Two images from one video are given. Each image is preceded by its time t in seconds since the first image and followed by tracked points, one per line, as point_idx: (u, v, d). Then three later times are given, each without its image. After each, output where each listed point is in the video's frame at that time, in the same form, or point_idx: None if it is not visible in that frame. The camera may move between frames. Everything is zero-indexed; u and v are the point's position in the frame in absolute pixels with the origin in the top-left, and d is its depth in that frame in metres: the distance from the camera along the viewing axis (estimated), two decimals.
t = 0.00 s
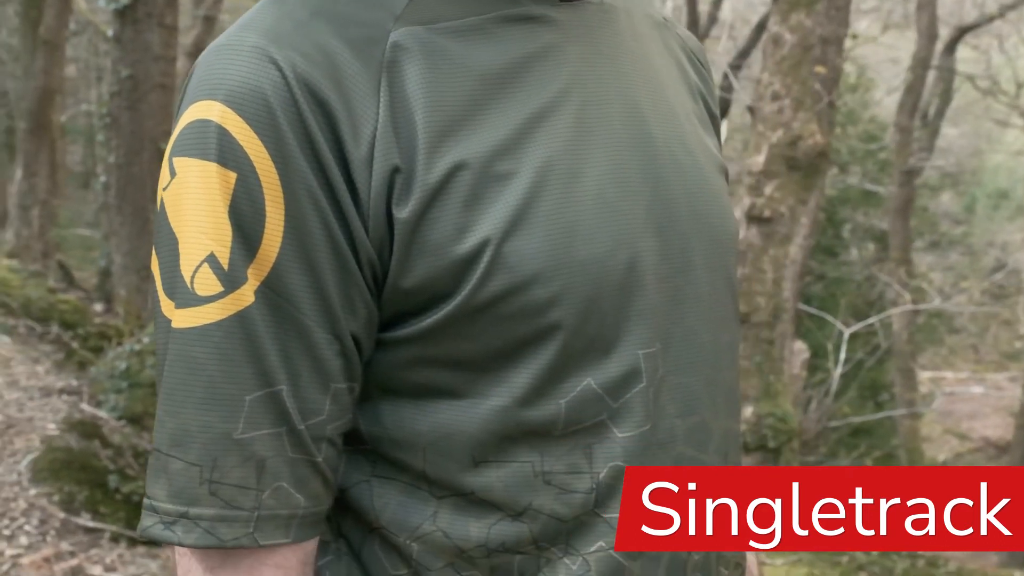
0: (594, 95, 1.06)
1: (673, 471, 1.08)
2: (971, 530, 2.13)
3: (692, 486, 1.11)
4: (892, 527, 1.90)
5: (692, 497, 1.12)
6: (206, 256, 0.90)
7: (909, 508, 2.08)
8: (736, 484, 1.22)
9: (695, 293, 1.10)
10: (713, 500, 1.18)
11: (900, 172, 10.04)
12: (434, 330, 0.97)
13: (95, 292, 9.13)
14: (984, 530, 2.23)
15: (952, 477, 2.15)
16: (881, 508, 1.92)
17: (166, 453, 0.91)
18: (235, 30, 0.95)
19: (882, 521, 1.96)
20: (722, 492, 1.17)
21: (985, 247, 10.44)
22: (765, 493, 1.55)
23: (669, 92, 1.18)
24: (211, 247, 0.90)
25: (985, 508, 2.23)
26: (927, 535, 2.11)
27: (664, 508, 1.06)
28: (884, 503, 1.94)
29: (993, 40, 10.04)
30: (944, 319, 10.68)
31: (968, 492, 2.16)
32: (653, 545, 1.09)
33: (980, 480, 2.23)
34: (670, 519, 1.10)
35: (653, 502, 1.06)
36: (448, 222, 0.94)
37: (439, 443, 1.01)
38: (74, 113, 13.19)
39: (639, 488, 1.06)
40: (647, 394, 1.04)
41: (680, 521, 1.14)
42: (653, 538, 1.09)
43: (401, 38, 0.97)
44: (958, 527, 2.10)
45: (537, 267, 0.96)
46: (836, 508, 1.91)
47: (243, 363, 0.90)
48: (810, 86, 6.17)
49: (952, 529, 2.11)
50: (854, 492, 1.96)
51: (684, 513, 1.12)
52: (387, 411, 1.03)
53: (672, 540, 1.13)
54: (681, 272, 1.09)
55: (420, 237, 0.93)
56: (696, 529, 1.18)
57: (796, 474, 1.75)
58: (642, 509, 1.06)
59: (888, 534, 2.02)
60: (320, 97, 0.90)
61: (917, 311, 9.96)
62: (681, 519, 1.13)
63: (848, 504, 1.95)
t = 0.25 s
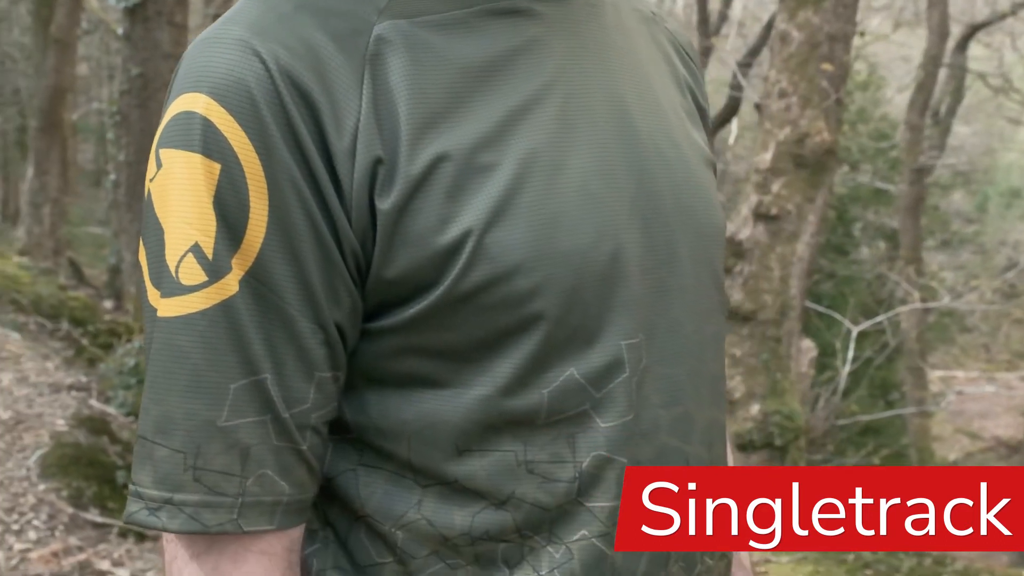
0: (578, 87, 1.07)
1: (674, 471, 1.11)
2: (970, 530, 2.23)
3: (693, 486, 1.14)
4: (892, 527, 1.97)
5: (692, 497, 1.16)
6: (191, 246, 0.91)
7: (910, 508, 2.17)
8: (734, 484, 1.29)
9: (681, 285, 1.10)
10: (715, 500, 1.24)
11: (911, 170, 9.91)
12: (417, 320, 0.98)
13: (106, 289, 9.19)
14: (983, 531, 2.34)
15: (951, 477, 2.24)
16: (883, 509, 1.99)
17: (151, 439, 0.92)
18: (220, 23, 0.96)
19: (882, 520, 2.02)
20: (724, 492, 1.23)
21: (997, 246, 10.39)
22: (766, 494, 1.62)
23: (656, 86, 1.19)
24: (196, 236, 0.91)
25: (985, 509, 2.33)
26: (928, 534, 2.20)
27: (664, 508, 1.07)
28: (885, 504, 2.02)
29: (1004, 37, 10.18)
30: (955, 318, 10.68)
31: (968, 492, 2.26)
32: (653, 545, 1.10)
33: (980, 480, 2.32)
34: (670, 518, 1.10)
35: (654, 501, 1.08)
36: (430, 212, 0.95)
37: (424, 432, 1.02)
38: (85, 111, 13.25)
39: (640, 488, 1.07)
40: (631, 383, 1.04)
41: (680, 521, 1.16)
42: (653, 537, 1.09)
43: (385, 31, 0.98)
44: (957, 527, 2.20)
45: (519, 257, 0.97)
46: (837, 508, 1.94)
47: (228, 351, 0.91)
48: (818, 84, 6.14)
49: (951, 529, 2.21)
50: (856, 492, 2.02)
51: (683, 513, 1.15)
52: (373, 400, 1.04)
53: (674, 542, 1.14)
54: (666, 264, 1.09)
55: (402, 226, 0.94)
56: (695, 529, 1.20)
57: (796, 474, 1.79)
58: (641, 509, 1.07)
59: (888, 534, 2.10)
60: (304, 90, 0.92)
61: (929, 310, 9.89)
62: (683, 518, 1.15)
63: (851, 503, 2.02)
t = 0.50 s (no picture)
0: (566, 79, 1.08)
1: (674, 472, 1.14)
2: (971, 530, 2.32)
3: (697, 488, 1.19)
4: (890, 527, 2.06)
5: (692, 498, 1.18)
6: (180, 235, 0.93)
7: (910, 508, 2.27)
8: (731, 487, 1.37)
9: (668, 275, 1.11)
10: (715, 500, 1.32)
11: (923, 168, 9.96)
12: (404, 308, 0.99)
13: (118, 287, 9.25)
14: (983, 530, 2.43)
15: (953, 480, 2.33)
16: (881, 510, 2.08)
17: (140, 425, 0.93)
18: (208, 15, 0.97)
19: (883, 521, 2.13)
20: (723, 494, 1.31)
21: (1010, 244, 10.33)
22: (766, 494, 1.68)
23: (645, 79, 1.20)
24: (184, 225, 0.92)
25: (985, 509, 2.42)
26: (928, 534, 2.31)
27: (664, 508, 1.09)
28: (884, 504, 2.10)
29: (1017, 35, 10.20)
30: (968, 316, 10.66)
31: (968, 493, 2.36)
32: (652, 545, 1.13)
33: (980, 481, 2.41)
34: (670, 518, 1.13)
35: (654, 501, 1.10)
36: (416, 202, 0.96)
37: (412, 420, 1.03)
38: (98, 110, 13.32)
39: (640, 488, 1.09)
40: (617, 372, 1.05)
41: (680, 520, 1.20)
42: (652, 538, 1.12)
43: (372, 23, 0.99)
44: (957, 527, 2.30)
45: (504, 247, 0.98)
46: (837, 508, 2.03)
47: (216, 338, 0.92)
48: (827, 81, 6.12)
49: (952, 529, 2.30)
50: (856, 492, 2.11)
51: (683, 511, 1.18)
52: (361, 388, 1.05)
53: (672, 540, 1.17)
54: (653, 255, 1.10)
55: (389, 215, 0.95)
56: (695, 529, 1.26)
57: (796, 475, 1.88)
58: (641, 509, 1.09)
59: (888, 533, 2.19)
60: (289, 80, 0.93)
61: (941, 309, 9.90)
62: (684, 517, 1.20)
63: (852, 503, 2.11)
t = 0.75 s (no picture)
0: (553, 71, 1.10)
1: (672, 472, 1.17)
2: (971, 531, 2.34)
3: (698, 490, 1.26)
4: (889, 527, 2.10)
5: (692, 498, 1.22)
6: (171, 224, 0.94)
7: (910, 508, 2.31)
8: (730, 487, 1.47)
9: (655, 266, 1.13)
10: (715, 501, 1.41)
11: (936, 166, 9.86)
12: (392, 297, 1.01)
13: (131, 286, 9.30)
14: (983, 530, 2.44)
15: (953, 479, 2.36)
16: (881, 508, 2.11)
17: (131, 411, 0.95)
18: (199, 9, 0.99)
19: (884, 522, 2.18)
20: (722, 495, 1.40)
21: None
22: (765, 495, 1.74)
23: (635, 71, 1.21)
24: (175, 215, 0.94)
25: (984, 509, 2.44)
26: (927, 534, 2.35)
27: (664, 508, 1.13)
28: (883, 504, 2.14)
29: None
30: (983, 315, 10.62)
31: (968, 493, 2.38)
32: (653, 545, 1.16)
33: (979, 481, 2.43)
34: (670, 519, 1.17)
35: (654, 501, 1.13)
36: (403, 192, 0.98)
37: (401, 407, 1.05)
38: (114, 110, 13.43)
39: (640, 489, 1.12)
40: (603, 360, 1.06)
41: (681, 521, 1.24)
42: (653, 538, 1.16)
43: (360, 16, 1.01)
44: (957, 528, 2.32)
45: (490, 237, 1.00)
46: (836, 509, 2.07)
47: (207, 326, 0.94)
48: (837, 78, 6.10)
49: (951, 529, 2.33)
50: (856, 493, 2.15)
51: (683, 512, 1.22)
52: (351, 376, 1.07)
53: (672, 541, 1.21)
54: (640, 245, 1.12)
55: (376, 205, 0.97)
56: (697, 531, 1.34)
57: (795, 476, 1.95)
58: (642, 509, 1.12)
59: (887, 534, 2.23)
60: (277, 70, 0.95)
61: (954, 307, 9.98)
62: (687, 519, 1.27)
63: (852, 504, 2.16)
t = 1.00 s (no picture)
0: (545, 63, 1.11)
1: (672, 472, 1.20)
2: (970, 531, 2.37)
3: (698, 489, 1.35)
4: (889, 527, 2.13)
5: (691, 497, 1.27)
6: (165, 214, 0.96)
7: (910, 508, 2.33)
8: (730, 486, 1.54)
9: (647, 256, 1.14)
10: (715, 500, 1.50)
11: (949, 164, 9.82)
12: (384, 286, 1.02)
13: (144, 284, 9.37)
14: (983, 531, 2.46)
15: (955, 480, 2.37)
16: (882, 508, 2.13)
17: (127, 398, 0.97)
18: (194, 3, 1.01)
19: (883, 522, 2.20)
20: (722, 493, 1.50)
21: None
22: (765, 495, 1.77)
23: (628, 63, 1.22)
24: (169, 206, 0.96)
25: (984, 510, 2.46)
26: (928, 534, 2.38)
27: (664, 508, 1.16)
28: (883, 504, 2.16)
29: None
30: (996, 314, 10.57)
31: (969, 494, 2.40)
32: (654, 545, 1.19)
33: (981, 481, 2.45)
34: (670, 518, 1.20)
35: (654, 501, 1.16)
36: (395, 182, 0.99)
37: (394, 396, 1.06)
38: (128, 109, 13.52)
39: (641, 488, 1.14)
40: (594, 350, 1.07)
41: (682, 521, 1.29)
42: (653, 537, 1.19)
43: (353, 10, 1.02)
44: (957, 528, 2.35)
45: (481, 227, 1.01)
46: (836, 508, 2.10)
47: (200, 315, 0.95)
48: (847, 74, 6.08)
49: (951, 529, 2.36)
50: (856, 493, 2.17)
51: (683, 512, 1.26)
52: (345, 365, 1.08)
53: (674, 540, 1.24)
54: (632, 235, 1.12)
55: (368, 195, 0.98)
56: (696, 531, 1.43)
57: (796, 475, 1.96)
58: (642, 508, 1.14)
59: (888, 533, 2.25)
60: (270, 63, 0.96)
61: (966, 305, 9.87)
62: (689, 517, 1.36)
63: (853, 503, 2.17)
